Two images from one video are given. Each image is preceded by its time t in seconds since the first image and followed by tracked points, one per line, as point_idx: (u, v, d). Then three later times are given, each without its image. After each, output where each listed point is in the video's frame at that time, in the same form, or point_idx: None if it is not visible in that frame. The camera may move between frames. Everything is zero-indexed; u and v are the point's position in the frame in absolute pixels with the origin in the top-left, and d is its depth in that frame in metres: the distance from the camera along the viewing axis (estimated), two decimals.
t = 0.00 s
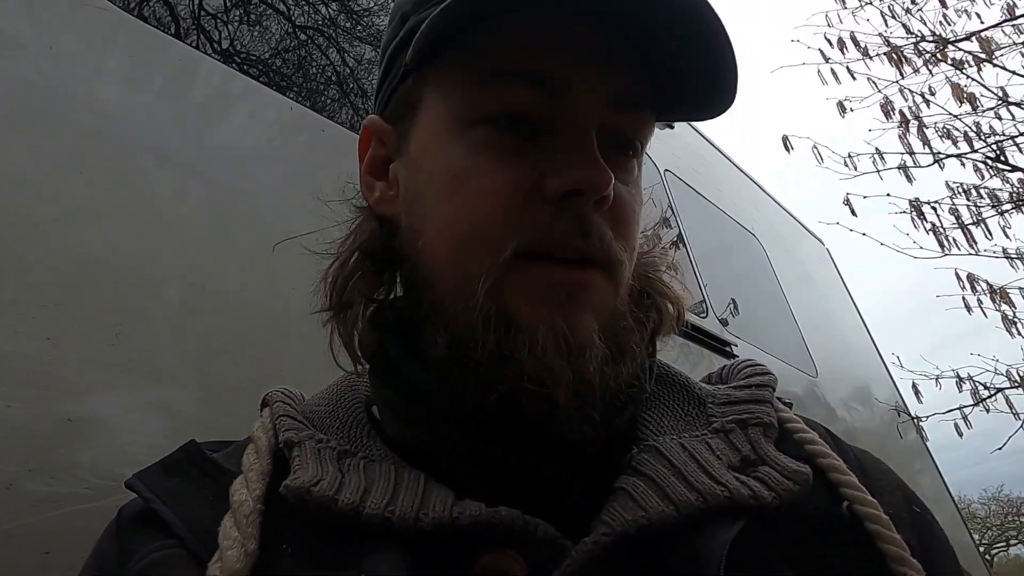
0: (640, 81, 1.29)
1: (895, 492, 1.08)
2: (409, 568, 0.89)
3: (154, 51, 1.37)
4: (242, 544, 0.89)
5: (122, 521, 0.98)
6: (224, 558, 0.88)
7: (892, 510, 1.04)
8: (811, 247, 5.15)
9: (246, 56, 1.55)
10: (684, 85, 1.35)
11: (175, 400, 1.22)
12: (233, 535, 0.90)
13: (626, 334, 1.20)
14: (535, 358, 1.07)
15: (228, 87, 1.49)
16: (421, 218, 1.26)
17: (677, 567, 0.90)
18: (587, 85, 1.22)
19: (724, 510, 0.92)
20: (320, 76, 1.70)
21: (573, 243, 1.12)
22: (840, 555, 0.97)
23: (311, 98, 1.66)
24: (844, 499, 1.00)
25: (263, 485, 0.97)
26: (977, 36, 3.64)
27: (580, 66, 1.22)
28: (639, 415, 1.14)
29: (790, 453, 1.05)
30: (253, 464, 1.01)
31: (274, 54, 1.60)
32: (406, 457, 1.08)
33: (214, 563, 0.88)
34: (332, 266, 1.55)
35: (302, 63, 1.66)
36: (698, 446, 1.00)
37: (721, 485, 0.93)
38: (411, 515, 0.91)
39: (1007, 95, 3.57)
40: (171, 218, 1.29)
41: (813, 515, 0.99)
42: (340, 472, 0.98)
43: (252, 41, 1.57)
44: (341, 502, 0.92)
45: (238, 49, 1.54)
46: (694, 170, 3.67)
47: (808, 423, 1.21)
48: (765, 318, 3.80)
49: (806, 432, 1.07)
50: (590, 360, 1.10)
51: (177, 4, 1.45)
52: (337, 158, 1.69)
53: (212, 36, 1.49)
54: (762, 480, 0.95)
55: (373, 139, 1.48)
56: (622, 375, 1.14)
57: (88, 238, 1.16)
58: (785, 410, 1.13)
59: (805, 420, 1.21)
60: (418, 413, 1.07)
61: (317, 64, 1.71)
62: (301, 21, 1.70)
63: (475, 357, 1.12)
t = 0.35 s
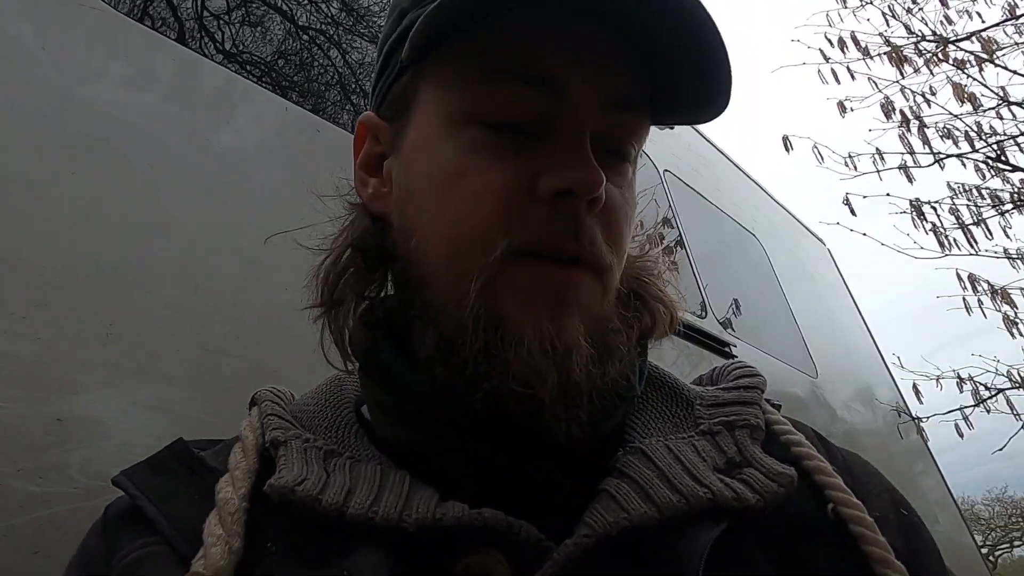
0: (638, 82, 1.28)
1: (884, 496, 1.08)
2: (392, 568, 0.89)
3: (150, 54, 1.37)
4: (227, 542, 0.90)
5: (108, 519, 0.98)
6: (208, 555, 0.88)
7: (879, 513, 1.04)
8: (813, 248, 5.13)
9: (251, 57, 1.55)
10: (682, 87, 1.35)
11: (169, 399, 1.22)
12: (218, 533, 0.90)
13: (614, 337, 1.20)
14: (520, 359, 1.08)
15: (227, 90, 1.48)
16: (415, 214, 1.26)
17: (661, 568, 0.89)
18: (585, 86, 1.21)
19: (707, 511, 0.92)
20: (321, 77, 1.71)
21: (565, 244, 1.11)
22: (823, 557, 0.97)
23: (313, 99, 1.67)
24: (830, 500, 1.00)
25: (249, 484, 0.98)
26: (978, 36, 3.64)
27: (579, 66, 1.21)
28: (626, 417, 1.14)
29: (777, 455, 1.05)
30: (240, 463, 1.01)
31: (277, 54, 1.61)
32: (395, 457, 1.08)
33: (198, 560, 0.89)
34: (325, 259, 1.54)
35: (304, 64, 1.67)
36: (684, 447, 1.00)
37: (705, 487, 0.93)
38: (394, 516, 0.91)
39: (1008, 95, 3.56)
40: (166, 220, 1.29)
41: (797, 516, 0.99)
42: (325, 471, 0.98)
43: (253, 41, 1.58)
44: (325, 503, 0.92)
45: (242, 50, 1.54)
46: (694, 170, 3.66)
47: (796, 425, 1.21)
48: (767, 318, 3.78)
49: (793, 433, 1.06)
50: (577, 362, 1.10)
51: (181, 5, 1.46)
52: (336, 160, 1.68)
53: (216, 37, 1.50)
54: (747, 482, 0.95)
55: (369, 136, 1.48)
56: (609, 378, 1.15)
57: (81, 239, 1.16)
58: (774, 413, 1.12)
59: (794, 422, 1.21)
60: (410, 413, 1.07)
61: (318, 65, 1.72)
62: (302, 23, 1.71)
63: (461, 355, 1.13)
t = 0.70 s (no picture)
0: (640, 82, 1.28)
1: (889, 500, 1.07)
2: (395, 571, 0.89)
3: (153, 55, 1.37)
4: (229, 544, 0.90)
5: (111, 520, 0.97)
6: (210, 558, 0.88)
7: (885, 517, 1.04)
8: (816, 248, 5.12)
9: (253, 57, 1.55)
10: (682, 86, 1.34)
11: (170, 400, 1.22)
12: (220, 535, 0.90)
13: (619, 336, 1.19)
14: (522, 358, 1.07)
15: (229, 92, 1.48)
16: (414, 214, 1.26)
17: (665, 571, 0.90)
18: (586, 85, 1.21)
19: (712, 515, 0.91)
20: (323, 79, 1.71)
21: (565, 244, 1.11)
22: (829, 561, 0.96)
23: (316, 99, 1.67)
24: (835, 505, 0.99)
25: (251, 486, 0.97)
26: (982, 36, 3.62)
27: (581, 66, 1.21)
28: (631, 419, 1.13)
29: (783, 459, 1.04)
30: (242, 465, 1.01)
31: (279, 56, 1.61)
32: (397, 459, 1.08)
33: (200, 563, 0.89)
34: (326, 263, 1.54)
35: (306, 66, 1.67)
36: (689, 450, 1.00)
37: (710, 491, 0.92)
38: (397, 519, 0.90)
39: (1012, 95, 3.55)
40: (168, 222, 1.29)
41: (802, 521, 0.98)
42: (328, 474, 0.97)
43: (256, 42, 1.57)
44: (327, 505, 0.91)
45: (244, 50, 1.54)
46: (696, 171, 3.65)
47: (803, 429, 1.20)
48: (769, 319, 3.78)
49: (798, 437, 1.06)
50: (582, 360, 1.09)
51: (184, 6, 1.46)
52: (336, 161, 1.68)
53: (219, 37, 1.50)
54: (752, 485, 0.94)
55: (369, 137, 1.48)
56: (613, 377, 1.13)
57: (82, 241, 1.16)
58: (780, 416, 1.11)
59: (799, 425, 1.20)
60: (413, 415, 1.07)
61: (321, 65, 1.72)
62: (303, 24, 1.70)
63: (463, 354, 1.12)
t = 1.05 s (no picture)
0: (630, 75, 1.28)
1: (894, 500, 1.07)
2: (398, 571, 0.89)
3: (157, 57, 1.37)
4: (232, 542, 0.90)
5: (114, 517, 0.98)
6: (213, 556, 0.88)
7: (889, 517, 1.04)
8: (819, 249, 5.12)
9: (255, 59, 1.55)
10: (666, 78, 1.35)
11: (173, 399, 1.22)
12: (223, 533, 0.90)
13: (611, 327, 1.20)
14: (510, 348, 1.08)
15: (232, 93, 1.48)
16: (406, 208, 1.28)
17: (668, 571, 0.89)
18: (576, 73, 1.21)
19: (716, 515, 0.91)
20: (326, 80, 1.71)
21: (552, 230, 1.12)
22: (831, 561, 0.96)
23: (318, 100, 1.68)
24: (840, 505, 0.99)
25: (254, 484, 0.97)
26: (984, 36, 3.62)
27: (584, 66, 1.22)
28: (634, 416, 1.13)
29: (788, 458, 1.04)
30: (245, 463, 1.01)
31: (282, 58, 1.61)
32: (400, 458, 1.08)
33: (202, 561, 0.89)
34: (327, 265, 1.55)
35: (308, 67, 1.67)
36: (692, 450, 0.99)
37: (714, 490, 0.92)
38: (400, 518, 0.90)
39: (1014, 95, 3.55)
40: (171, 223, 1.29)
41: (806, 520, 0.98)
42: (331, 473, 0.97)
43: (259, 44, 1.58)
44: (330, 504, 0.91)
45: (247, 52, 1.54)
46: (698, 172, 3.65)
47: (807, 428, 1.20)
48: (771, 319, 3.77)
49: (802, 436, 1.05)
50: (570, 350, 1.10)
51: (186, 8, 1.47)
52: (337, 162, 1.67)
53: (221, 39, 1.50)
54: (756, 485, 0.94)
55: (369, 140, 1.49)
56: (605, 372, 1.14)
57: (86, 241, 1.16)
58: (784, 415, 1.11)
59: (804, 424, 1.20)
60: (411, 415, 1.06)
61: (322, 67, 1.72)
62: (306, 25, 1.70)
63: (451, 344, 1.14)
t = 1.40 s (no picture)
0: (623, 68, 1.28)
1: (890, 497, 1.07)
2: (396, 568, 0.89)
3: (157, 57, 1.37)
4: (232, 540, 0.91)
5: (116, 513, 0.99)
6: (213, 554, 0.88)
7: (885, 513, 1.04)
8: (821, 248, 5.12)
9: (258, 60, 1.56)
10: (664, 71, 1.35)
11: (174, 398, 1.22)
12: (223, 531, 0.91)
13: (611, 315, 1.20)
14: (512, 335, 1.09)
15: (232, 94, 1.48)
16: (404, 204, 1.28)
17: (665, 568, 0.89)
18: (569, 69, 1.22)
19: (712, 512, 0.91)
20: (328, 81, 1.72)
21: (551, 220, 1.12)
22: (828, 558, 0.96)
23: (320, 101, 1.68)
24: (836, 501, 0.99)
25: (253, 482, 0.98)
26: (986, 37, 3.62)
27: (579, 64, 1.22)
28: (630, 412, 1.14)
29: (784, 455, 1.04)
30: (245, 462, 1.01)
31: (284, 58, 1.62)
32: (398, 456, 1.08)
33: (203, 559, 0.89)
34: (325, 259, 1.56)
35: (310, 68, 1.68)
36: (689, 447, 1.00)
37: (710, 488, 0.92)
38: (399, 516, 0.91)
39: (1017, 96, 3.55)
40: (173, 222, 1.29)
41: (802, 518, 0.98)
42: (330, 471, 0.98)
43: (261, 44, 1.58)
44: (329, 503, 0.92)
45: (249, 53, 1.55)
46: (699, 172, 3.65)
47: (804, 425, 1.20)
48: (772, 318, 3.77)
49: (799, 432, 1.06)
50: (573, 335, 1.11)
51: (189, 10, 1.48)
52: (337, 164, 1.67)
53: (224, 40, 1.51)
54: (752, 482, 0.94)
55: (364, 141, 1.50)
56: (608, 356, 1.14)
57: (86, 240, 1.16)
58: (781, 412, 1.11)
59: (801, 422, 1.21)
60: (407, 411, 1.07)
61: (325, 69, 1.73)
62: (307, 26, 1.71)
63: (452, 337, 1.13)
